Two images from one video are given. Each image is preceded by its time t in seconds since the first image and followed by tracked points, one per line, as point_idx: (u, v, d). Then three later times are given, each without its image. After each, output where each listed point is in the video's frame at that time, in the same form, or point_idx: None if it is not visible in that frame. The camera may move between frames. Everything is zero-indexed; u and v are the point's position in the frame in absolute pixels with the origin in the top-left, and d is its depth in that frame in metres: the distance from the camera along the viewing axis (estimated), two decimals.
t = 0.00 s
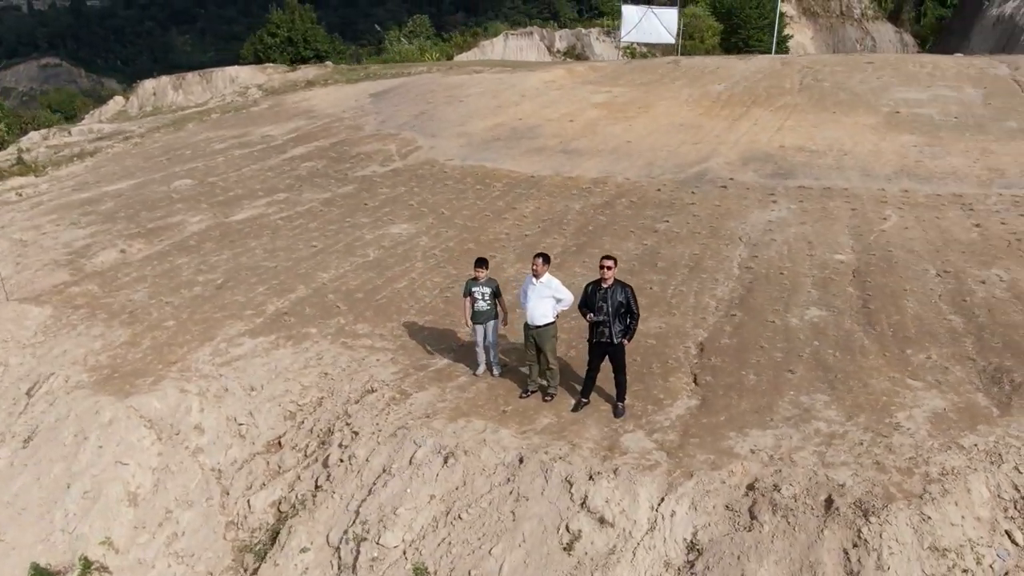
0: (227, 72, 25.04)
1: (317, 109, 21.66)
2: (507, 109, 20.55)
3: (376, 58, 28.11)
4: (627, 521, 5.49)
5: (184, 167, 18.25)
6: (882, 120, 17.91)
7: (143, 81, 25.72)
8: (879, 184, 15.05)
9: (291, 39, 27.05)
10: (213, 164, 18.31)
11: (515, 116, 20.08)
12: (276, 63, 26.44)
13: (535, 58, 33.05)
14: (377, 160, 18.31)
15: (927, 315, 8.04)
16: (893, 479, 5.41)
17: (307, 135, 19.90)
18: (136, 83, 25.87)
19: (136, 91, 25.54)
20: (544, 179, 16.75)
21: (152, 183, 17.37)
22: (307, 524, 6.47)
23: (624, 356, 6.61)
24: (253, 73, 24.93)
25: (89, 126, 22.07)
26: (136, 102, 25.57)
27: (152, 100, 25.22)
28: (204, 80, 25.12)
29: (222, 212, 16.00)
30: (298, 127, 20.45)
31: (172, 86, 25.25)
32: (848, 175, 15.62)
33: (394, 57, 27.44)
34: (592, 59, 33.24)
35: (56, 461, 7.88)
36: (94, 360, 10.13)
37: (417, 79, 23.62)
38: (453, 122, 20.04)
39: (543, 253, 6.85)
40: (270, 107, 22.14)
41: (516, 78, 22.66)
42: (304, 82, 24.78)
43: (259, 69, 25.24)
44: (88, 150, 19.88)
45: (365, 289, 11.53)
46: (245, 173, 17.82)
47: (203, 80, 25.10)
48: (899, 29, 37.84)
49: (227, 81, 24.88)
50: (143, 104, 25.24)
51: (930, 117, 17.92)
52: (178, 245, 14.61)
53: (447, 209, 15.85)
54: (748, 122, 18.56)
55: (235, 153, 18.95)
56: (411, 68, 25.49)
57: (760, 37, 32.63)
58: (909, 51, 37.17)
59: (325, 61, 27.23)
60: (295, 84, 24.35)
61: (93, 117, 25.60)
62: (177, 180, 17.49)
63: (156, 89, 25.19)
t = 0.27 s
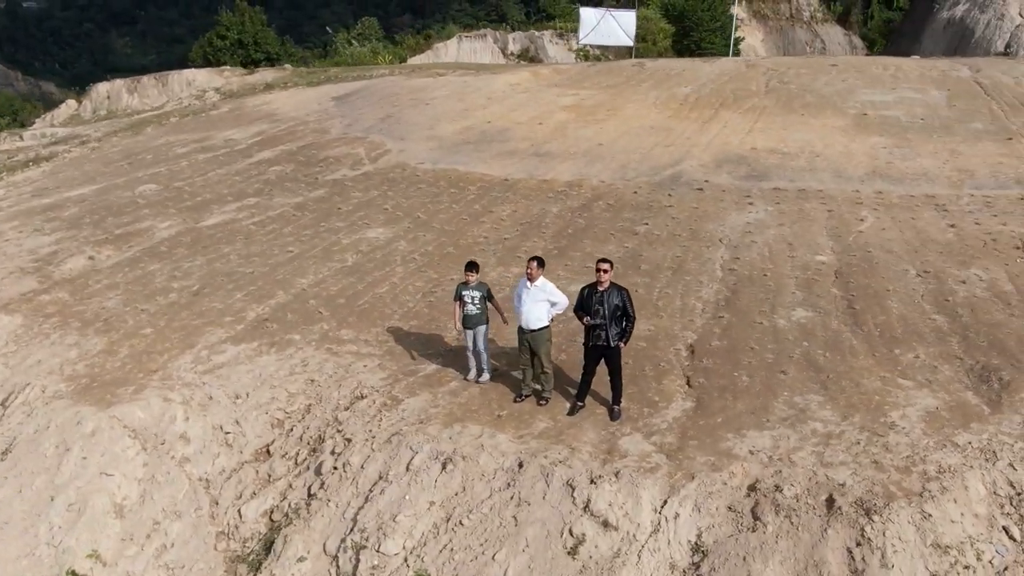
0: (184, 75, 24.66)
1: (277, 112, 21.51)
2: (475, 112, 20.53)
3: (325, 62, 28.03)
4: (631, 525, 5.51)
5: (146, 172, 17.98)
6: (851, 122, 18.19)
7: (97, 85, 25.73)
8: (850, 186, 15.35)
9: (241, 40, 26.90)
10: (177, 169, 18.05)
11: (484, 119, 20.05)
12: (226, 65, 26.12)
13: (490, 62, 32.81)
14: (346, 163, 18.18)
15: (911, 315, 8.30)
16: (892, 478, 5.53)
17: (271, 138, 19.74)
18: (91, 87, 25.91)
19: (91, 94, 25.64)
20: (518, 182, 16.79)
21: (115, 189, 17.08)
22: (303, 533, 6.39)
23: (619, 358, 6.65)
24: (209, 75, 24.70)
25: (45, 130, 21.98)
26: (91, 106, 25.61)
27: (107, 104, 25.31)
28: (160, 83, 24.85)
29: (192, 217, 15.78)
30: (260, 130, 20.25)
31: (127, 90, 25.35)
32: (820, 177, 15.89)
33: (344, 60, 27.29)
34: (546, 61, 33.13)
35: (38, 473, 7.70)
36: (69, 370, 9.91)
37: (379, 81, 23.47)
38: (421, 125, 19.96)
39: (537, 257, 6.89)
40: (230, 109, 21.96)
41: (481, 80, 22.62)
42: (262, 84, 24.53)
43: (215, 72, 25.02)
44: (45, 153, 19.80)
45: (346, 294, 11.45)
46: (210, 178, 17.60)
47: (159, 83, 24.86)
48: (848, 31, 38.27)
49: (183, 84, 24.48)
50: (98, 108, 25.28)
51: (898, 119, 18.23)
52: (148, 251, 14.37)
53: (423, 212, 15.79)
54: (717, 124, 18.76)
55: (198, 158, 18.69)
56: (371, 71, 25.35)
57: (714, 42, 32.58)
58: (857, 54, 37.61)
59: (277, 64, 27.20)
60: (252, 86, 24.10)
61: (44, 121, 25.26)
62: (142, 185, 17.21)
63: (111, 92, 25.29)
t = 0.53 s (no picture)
0: (128, 79, 24.08)
1: (229, 117, 21.19)
2: (435, 116, 20.44)
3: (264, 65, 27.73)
4: (636, 529, 5.54)
5: (99, 178, 17.59)
6: (813, 125, 18.50)
7: (36, 89, 24.86)
8: (817, 190, 15.62)
9: (177, 45, 28.19)
10: (132, 176, 17.66)
11: (444, 123, 19.98)
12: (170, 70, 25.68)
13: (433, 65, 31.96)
14: (309, 169, 17.97)
15: (893, 315, 8.61)
16: (891, 476, 5.64)
17: (226, 143, 19.41)
18: (29, 91, 24.93)
19: (29, 99, 24.65)
20: (487, 186, 16.78)
21: (69, 196, 16.67)
22: (300, 545, 6.30)
23: (615, 362, 6.68)
24: (154, 79, 24.22)
25: None
26: (29, 110, 24.66)
27: (47, 109, 24.43)
28: (103, 88, 24.22)
29: (155, 225, 15.46)
30: (214, 136, 19.92)
31: (70, 95, 24.53)
32: (789, 180, 16.14)
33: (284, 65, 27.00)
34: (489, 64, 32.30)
35: (18, 489, 7.48)
36: (37, 382, 9.61)
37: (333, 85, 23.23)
38: (381, 129, 19.80)
39: (532, 262, 6.89)
40: (179, 114, 21.51)
41: (437, 83, 22.52)
42: (209, 88, 24.13)
43: (160, 76, 24.57)
44: None
45: (325, 301, 11.30)
46: (167, 184, 17.28)
47: (103, 88, 24.21)
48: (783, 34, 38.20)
49: (128, 88, 23.91)
50: (37, 113, 24.39)
51: (858, 121, 18.57)
52: (112, 260, 14.04)
53: (394, 218, 15.68)
54: (680, 127, 18.92)
55: (152, 164, 18.31)
56: (323, 74, 25.09)
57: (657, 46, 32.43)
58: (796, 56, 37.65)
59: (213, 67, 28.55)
60: (200, 91, 23.69)
61: None
62: (97, 193, 16.80)
63: (52, 97, 24.44)
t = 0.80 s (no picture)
0: (72, 84, 23.70)
1: (181, 122, 20.85)
2: (395, 121, 20.35)
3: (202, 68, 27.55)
4: (642, 532, 5.57)
5: (52, 185, 17.19)
6: (774, 128, 18.79)
7: None
8: (786, 193, 15.87)
9: (112, 48, 28.22)
10: (85, 183, 17.27)
11: (405, 128, 19.88)
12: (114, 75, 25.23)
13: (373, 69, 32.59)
14: (271, 174, 17.75)
15: (875, 316, 8.88)
16: (889, 475, 5.76)
17: (182, 148, 19.12)
18: None
19: None
20: (456, 192, 16.75)
21: (23, 204, 16.24)
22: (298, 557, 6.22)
23: (611, 366, 6.72)
24: (99, 84, 23.77)
25: None
26: None
27: None
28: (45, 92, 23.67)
29: (116, 233, 15.13)
30: (167, 141, 19.59)
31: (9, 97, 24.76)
32: (758, 183, 16.38)
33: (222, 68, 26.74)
34: (430, 67, 32.85)
35: None
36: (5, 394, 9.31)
37: (284, 89, 23.01)
38: (341, 134, 19.64)
39: (526, 267, 6.91)
40: (128, 120, 21.11)
41: (393, 88, 22.39)
42: (155, 93, 23.81)
43: (104, 80, 24.16)
44: None
45: (304, 307, 11.11)
46: (123, 191, 16.95)
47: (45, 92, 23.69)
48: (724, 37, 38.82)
49: (71, 93, 23.53)
50: None
51: (819, 125, 18.89)
52: (75, 269, 13.72)
53: (364, 223, 15.55)
54: (644, 131, 19.07)
55: (105, 170, 17.98)
56: (274, 79, 24.78)
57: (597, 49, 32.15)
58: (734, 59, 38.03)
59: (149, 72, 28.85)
60: (147, 95, 23.39)
61: None
62: (52, 200, 16.41)
63: None
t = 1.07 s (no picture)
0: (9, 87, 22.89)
1: (133, 127, 20.46)
2: (355, 125, 20.22)
3: (138, 72, 26.91)
4: (649, 535, 5.62)
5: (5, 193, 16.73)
6: (737, 131, 19.04)
7: None
8: (756, 195, 16.09)
9: (44, 50, 27.21)
10: (39, 192, 16.82)
11: (366, 133, 19.77)
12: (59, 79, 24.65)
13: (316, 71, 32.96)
14: (233, 180, 17.51)
15: (856, 316, 9.08)
16: (888, 473, 5.88)
17: (136, 154, 18.80)
18: None
19: None
20: (425, 197, 16.69)
21: None
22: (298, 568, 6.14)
23: (608, 370, 6.76)
24: (40, 88, 23.20)
25: None
26: None
27: None
28: None
29: (77, 241, 14.78)
30: (120, 147, 19.21)
31: None
32: (728, 186, 16.58)
33: (160, 73, 26.26)
34: (370, 71, 33.11)
35: None
36: None
37: (236, 93, 22.68)
38: (301, 139, 19.44)
39: (523, 271, 6.92)
40: (75, 126, 20.70)
41: (349, 91, 22.22)
42: (101, 97, 23.38)
43: (46, 84, 23.58)
44: None
45: (284, 315, 10.85)
46: (78, 198, 16.57)
47: None
48: (663, 40, 39.46)
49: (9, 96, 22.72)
50: None
51: (780, 128, 19.18)
52: (37, 279, 13.36)
53: (335, 229, 15.41)
54: (608, 135, 19.19)
55: (57, 177, 17.58)
56: (225, 83, 24.44)
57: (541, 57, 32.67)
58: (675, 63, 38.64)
59: (81, 75, 27.82)
60: (92, 100, 22.95)
61: None
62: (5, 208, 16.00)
63: None
